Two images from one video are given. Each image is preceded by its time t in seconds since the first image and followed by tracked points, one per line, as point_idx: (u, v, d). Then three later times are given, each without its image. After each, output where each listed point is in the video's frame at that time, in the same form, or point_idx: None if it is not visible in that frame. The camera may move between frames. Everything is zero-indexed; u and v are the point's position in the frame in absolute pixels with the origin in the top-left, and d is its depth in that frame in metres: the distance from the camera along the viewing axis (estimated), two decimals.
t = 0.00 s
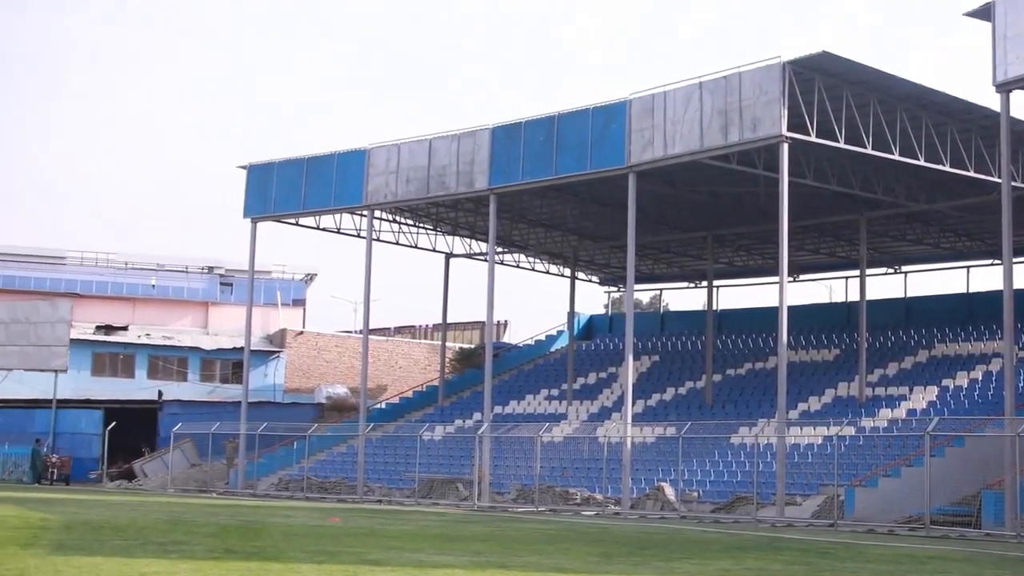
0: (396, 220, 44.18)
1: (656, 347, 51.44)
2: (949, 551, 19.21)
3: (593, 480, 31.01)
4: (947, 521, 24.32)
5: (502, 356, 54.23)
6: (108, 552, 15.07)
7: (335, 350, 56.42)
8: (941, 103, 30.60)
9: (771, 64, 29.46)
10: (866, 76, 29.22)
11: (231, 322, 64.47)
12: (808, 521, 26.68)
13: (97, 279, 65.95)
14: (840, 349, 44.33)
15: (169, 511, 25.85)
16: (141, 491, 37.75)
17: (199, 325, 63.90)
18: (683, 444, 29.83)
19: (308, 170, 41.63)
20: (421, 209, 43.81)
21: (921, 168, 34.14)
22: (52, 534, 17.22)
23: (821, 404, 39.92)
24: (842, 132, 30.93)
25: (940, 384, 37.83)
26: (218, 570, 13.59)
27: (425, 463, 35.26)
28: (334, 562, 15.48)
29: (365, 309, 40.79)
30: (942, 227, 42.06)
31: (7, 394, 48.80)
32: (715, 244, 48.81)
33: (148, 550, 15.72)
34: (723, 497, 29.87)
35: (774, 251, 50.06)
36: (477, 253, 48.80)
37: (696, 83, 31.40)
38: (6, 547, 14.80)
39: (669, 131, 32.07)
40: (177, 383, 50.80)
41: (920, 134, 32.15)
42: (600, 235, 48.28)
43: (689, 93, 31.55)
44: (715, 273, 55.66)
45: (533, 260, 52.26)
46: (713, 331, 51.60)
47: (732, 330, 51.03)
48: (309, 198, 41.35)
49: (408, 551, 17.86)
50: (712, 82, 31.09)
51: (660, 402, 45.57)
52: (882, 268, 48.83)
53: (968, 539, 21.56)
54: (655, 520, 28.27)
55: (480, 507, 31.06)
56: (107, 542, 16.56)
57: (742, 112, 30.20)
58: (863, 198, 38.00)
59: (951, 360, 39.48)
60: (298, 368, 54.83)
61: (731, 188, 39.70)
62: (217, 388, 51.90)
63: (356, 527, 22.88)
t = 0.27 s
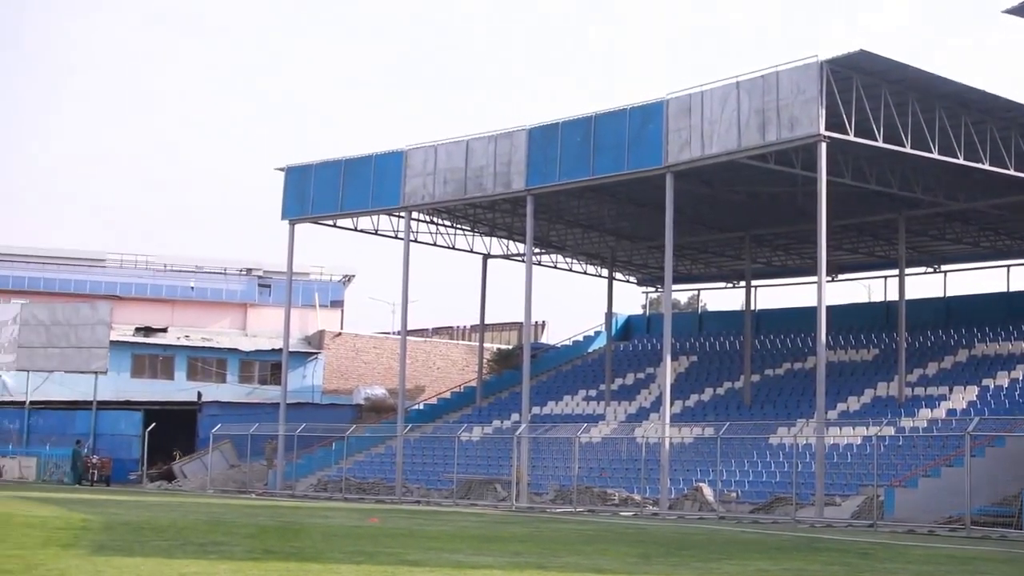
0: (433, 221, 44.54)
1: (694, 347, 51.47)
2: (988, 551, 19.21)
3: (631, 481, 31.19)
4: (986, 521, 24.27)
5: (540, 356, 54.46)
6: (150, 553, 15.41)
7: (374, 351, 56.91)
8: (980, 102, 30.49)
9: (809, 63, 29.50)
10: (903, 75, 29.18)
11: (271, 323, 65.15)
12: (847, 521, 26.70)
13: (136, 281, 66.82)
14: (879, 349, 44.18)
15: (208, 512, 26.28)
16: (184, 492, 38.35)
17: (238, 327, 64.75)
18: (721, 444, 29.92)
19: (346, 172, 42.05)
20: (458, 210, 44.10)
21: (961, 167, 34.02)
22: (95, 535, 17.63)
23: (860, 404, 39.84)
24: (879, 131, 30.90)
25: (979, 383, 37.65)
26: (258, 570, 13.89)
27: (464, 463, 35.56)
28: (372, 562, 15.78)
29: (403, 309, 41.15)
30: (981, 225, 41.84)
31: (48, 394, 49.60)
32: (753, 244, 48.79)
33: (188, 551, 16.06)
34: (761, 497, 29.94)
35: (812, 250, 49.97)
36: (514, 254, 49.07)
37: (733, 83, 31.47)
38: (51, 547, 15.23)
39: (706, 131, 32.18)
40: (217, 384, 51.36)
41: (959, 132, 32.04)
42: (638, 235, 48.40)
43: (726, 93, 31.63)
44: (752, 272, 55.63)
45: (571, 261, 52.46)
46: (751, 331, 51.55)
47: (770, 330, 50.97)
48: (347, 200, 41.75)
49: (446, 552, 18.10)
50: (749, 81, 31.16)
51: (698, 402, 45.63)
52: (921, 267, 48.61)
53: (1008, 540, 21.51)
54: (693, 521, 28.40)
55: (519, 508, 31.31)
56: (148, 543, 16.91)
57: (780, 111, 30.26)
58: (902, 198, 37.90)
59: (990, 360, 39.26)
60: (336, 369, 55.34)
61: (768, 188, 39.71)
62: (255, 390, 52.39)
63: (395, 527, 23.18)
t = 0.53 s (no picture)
0: (460, 222, 44.75)
1: (721, 347, 51.42)
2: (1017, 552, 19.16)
3: (658, 482, 31.27)
4: (1015, 522, 24.18)
5: (567, 357, 54.54)
6: (178, 554, 15.62)
7: (400, 351, 57.18)
8: (1008, 100, 30.38)
9: (835, 62, 29.48)
10: (930, 74, 29.12)
11: (298, 324, 65.57)
12: (874, 522, 26.67)
13: (162, 283, 67.40)
14: (907, 349, 44.01)
15: (235, 513, 26.52)
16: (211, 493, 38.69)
17: (265, 328, 65.17)
18: (748, 444, 29.94)
19: (372, 173, 42.33)
20: (484, 211, 44.26)
21: (989, 165, 33.89)
22: (122, 536, 17.89)
23: (887, 404, 39.72)
24: (906, 130, 30.83)
25: (1008, 383, 37.45)
26: (284, 571, 14.09)
27: (490, 464, 35.70)
28: (400, 563, 15.96)
29: (429, 310, 41.35)
30: (1010, 224, 41.62)
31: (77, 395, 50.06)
32: (780, 244, 48.72)
33: (215, 552, 16.26)
34: (789, 497, 29.94)
35: (839, 250, 49.85)
36: (540, 255, 49.20)
37: (759, 83, 31.49)
38: (79, 547, 15.49)
39: (732, 131, 32.22)
40: (244, 386, 51.92)
41: (987, 131, 31.93)
42: (664, 235, 48.43)
43: (753, 93, 31.65)
44: (779, 273, 55.56)
45: (597, 261, 52.54)
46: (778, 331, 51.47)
47: (797, 330, 50.86)
48: (373, 202, 42.00)
49: (473, 553, 18.24)
50: (775, 81, 31.18)
51: (724, 402, 45.60)
52: (949, 267, 48.39)
53: None
54: (720, 521, 28.43)
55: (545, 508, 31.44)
56: (175, 544, 17.13)
57: (806, 111, 30.26)
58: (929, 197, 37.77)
59: (1019, 360, 39.04)
60: (363, 370, 55.62)
61: (795, 187, 39.65)
62: (282, 391, 53.03)
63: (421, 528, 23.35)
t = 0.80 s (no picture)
0: (494, 223, 45.00)
1: (757, 347, 51.38)
2: None
3: (694, 483, 31.37)
4: None
5: (603, 357, 54.64)
6: (215, 555, 15.94)
7: (435, 352, 57.51)
8: None
9: (870, 61, 29.45)
10: (965, 72, 29.06)
11: (333, 325, 66.10)
12: (912, 523, 26.66)
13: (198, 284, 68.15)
14: (943, 348, 43.83)
15: (271, 514, 26.90)
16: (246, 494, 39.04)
17: (300, 330, 65.77)
18: (784, 445, 29.97)
19: (407, 175, 42.67)
20: (519, 212, 44.47)
21: None
22: (159, 537, 18.25)
23: (924, 404, 39.60)
24: (942, 128, 30.78)
25: None
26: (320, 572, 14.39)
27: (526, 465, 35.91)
28: (435, 564, 16.21)
29: (463, 311, 41.65)
30: None
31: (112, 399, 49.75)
32: (815, 244, 48.63)
33: (251, 553, 16.57)
34: (825, 498, 29.95)
35: (875, 250, 49.69)
36: (574, 256, 49.35)
37: (793, 82, 31.51)
38: (117, 549, 15.83)
39: (767, 131, 32.27)
40: (279, 386, 52.34)
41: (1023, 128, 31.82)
42: (698, 235, 48.46)
43: (787, 92, 31.67)
44: (814, 272, 55.44)
45: (631, 261, 52.63)
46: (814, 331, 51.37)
47: (833, 330, 50.72)
48: (408, 203, 42.33)
49: (508, 554, 18.47)
50: (809, 80, 31.18)
51: (760, 403, 45.59)
52: (986, 266, 48.13)
53: None
54: (756, 522, 28.50)
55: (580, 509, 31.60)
56: (212, 545, 17.45)
57: (841, 110, 30.24)
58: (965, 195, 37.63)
59: None
60: (398, 371, 55.99)
61: (830, 186, 39.60)
62: (318, 392, 53.13)
63: (457, 529, 23.62)
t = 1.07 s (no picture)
0: (544, 224, 45.38)
1: (809, 347, 51.31)
2: None
3: (745, 483, 31.54)
4: None
5: (653, 358, 54.77)
6: (267, 556, 16.46)
7: (486, 354, 58.00)
8: None
9: (921, 58, 29.50)
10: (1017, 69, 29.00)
11: (384, 326, 66.94)
12: (965, 524, 26.65)
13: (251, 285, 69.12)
14: (997, 348, 43.56)
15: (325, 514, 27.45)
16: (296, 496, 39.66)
17: (351, 331, 66.60)
18: (835, 445, 30.04)
19: (457, 177, 43.16)
20: (568, 213, 44.80)
21: None
22: (214, 537, 18.80)
23: (978, 404, 39.46)
24: (994, 125, 30.72)
25: None
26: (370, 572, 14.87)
27: (578, 466, 36.21)
28: (487, 565, 16.59)
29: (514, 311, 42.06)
30: None
31: (166, 401, 48.28)
32: (866, 243, 48.49)
33: (303, 553, 17.09)
34: (878, 498, 29.98)
35: (927, 249, 49.45)
36: (624, 256, 49.56)
37: (843, 81, 31.59)
38: (171, 549, 16.39)
39: (817, 130, 32.36)
40: (330, 388, 53.17)
41: None
42: (748, 235, 48.50)
43: (837, 91, 31.76)
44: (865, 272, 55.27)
45: (681, 261, 52.75)
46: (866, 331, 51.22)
47: (885, 330, 50.54)
48: (458, 205, 42.82)
49: (559, 554, 18.86)
50: (860, 78, 31.25)
51: (812, 403, 45.61)
52: None
53: None
54: (808, 522, 28.64)
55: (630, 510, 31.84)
56: (264, 546, 17.96)
57: (892, 108, 30.29)
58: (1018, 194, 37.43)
59: None
60: (448, 372, 56.53)
61: (882, 185, 39.52)
62: (368, 394, 54.16)
63: (509, 530, 24.01)
